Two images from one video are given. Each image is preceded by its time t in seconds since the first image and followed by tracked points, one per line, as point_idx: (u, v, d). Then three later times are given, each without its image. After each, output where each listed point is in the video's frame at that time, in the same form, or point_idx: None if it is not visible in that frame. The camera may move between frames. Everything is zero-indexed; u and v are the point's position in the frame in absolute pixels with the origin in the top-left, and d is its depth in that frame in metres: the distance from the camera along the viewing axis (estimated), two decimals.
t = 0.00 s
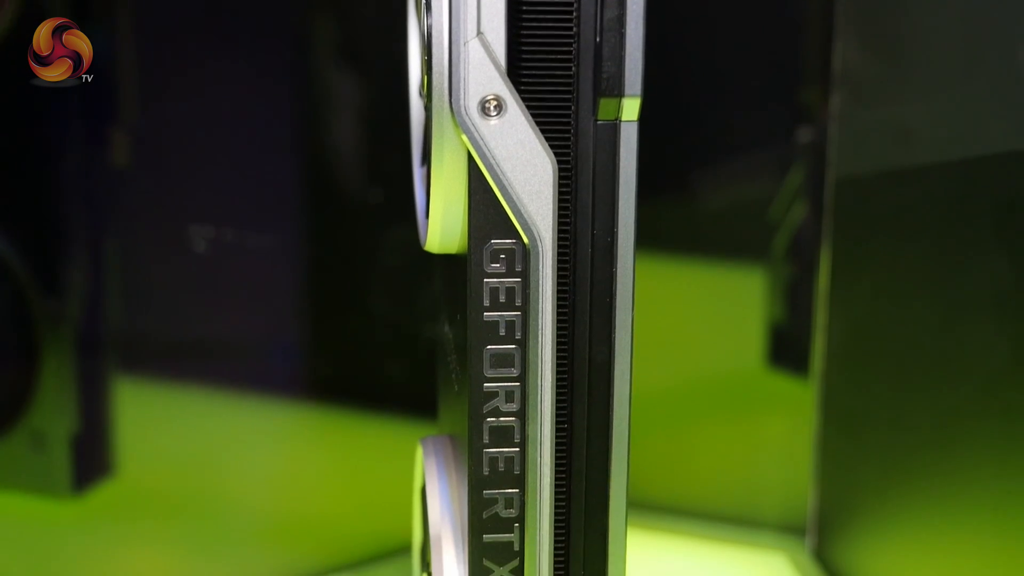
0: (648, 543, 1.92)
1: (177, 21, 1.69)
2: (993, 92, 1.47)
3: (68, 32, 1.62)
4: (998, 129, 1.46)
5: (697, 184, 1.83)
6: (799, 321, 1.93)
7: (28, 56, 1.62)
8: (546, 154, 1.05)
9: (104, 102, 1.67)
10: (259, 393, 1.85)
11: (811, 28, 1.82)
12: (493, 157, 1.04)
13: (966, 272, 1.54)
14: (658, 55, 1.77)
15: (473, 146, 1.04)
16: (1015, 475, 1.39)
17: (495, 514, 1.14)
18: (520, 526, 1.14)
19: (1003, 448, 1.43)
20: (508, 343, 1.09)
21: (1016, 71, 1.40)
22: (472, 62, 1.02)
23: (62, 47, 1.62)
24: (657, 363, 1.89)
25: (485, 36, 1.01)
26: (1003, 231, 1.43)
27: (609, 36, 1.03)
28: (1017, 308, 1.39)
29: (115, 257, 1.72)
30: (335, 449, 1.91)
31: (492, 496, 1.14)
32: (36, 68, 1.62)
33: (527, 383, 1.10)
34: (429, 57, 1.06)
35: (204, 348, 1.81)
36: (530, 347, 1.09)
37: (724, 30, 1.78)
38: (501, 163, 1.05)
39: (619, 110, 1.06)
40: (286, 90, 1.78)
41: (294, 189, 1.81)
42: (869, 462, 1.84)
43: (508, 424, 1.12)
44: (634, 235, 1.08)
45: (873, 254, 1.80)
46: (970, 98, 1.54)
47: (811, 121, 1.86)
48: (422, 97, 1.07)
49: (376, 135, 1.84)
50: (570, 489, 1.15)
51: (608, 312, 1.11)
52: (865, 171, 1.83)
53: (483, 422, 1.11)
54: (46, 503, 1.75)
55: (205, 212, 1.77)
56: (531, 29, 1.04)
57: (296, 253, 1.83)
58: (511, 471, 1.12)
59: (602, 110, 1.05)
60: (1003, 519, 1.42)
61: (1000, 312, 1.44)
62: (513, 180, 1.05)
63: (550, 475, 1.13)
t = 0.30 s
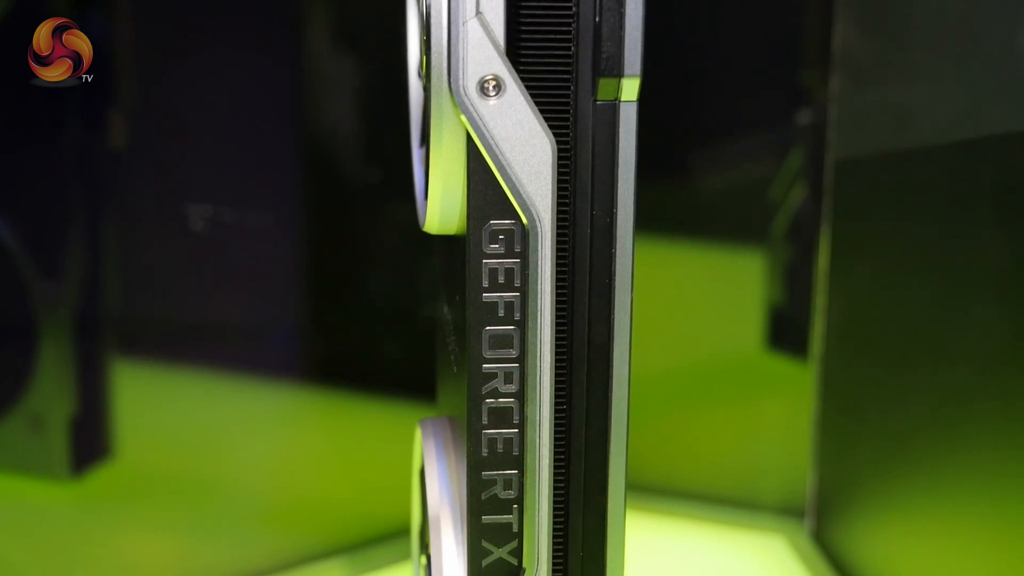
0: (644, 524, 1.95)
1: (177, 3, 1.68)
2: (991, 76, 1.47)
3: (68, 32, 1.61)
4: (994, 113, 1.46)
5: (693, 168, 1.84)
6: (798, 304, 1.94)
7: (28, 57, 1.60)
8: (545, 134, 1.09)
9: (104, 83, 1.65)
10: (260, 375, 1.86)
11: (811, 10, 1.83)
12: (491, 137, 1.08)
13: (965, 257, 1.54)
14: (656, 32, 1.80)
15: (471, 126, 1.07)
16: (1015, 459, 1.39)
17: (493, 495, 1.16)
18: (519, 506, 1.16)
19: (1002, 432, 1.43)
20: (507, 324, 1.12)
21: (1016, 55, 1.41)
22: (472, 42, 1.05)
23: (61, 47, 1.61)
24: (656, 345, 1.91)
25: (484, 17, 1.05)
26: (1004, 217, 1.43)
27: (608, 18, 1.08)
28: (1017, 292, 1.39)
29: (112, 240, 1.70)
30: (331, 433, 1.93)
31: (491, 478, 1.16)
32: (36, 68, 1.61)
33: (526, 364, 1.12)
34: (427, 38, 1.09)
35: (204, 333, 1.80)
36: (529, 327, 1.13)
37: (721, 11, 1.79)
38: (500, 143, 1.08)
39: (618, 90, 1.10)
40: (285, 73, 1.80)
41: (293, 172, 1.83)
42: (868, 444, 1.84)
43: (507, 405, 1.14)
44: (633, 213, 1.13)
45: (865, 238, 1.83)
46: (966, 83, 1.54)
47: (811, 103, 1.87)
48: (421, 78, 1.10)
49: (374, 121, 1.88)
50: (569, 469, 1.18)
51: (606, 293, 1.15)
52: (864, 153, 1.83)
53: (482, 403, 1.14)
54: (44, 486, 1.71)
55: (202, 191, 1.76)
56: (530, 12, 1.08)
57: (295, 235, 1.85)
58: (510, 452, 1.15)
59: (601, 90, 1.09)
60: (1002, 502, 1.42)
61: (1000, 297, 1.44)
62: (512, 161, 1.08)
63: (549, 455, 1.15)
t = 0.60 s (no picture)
0: (644, 506, 1.99)
1: None
2: (988, 60, 1.47)
3: (68, 32, 1.58)
4: (992, 97, 1.45)
5: (691, 150, 1.89)
6: (797, 288, 1.98)
7: (28, 56, 1.55)
8: (544, 115, 1.09)
9: (103, 76, 1.62)
10: (261, 359, 1.87)
11: None
12: (490, 118, 1.07)
13: (965, 241, 1.52)
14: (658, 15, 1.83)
15: (470, 107, 1.07)
16: (1013, 441, 1.37)
17: (491, 477, 1.16)
18: (517, 488, 1.17)
19: (1001, 413, 1.41)
20: (505, 306, 1.12)
21: (1012, 37, 1.39)
22: (470, 23, 1.05)
23: (62, 47, 1.57)
24: (656, 329, 1.97)
25: None
26: (1004, 202, 1.41)
27: None
28: (1017, 277, 1.37)
29: (112, 224, 1.67)
30: (331, 416, 1.96)
31: (490, 460, 1.15)
32: (36, 68, 1.56)
33: (524, 345, 1.12)
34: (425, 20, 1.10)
35: (206, 319, 1.80)
36: (527, 309, 1.12)
37: None
38: (498, 124, 1.08)
39: (618, 71, 1.10)
40: (285, 56, 1.81)
41: (294, 155, 1.84)
42: (869, 426, 1.84)
43: (506, 387, 1.14)
44: (632, 194, 1.13)
45: (858, 223, 1.86)
46: (963, 67, 1.54)
47: (810, 86, 1.90)
48: (419, 60, 1.10)
49: (371, 101, 1.90)
50: (568, 451, 1.19)
51: (605, 275, 1.15)
52: (863, 135, 1.84)
53: (480, 385, 1.13)
54: (44, 471, 1.67)
55: (199, 171, 1.74)
56: None
57: (294, 219, 1.86)
58: (509, 434, 1.15)
59: (600, 70, 1.09)
60: (1001, 484, 1.41)
61: (1000, 282, 1.42)
62: (510, 141, 1.08)
63: (547, 437, 1.15)
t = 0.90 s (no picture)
0: (642, 486, 2.08)
1: None
2: (987, 43, 1.46)
3: (68, 33, 1.57)
4: (992, 79, 1.44)
5: (690, 134, 1.93)
6: (796, 273, 2.01)
7: (28, 56, 1.53)
8: (543, 97, 1.09)
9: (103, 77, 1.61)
10: (261, 344, 1.87)
11: None
12: (489, 100, 1.07)
13: (964, 223, 1.52)
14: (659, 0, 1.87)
15: (469, 89, 1.07)
16: (1014, 426, 1.36)
17: (490, 460, 1.16)
18: (515, 471, 1.17)
19: (1002, 397, 1.40)
20: (504, 289, 1.12)
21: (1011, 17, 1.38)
22: (469, 5, 1.05)
23: (62, 47, 1.56)
24: (653, 315, 2.03)
25: None
26: (1003, 183, 1.40)
27: None
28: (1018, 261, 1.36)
29: (111, 208, 1.66)
30: (327, 398, 1.97)
31: (488, 443, 1.15)
32: (35, 68, 1.54)
33: (523, 328, 1.12)
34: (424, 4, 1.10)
35: (206, 303, 1.79)
36: (525, 291, 1.12)
37: None
38: (497, 106, 1.07)
39: (617, 52, 1.09)
40: (284, 40, 1.80)
41: (293, 140, 1.85)
42: (869, 410, 1.84)
43: (504, 369, 1.14)
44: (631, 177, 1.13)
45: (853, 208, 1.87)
46: (962, 50, 1.53)
47: (809, 69, 1.92)
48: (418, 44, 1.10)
49: (367, 84, 1.91)
50: (566, 435, 1.18)
51: (604, 258, 1.15)
52: (860, 118, 1.85)
53: (479, 368, 1.13)
54: (42, 454, 1.66)
55: (197, 152, 1.73)
56: None
57: (292, 204, 1.86)
58: (507, 417, 1.15)
59: (599, 52, 1.09)
60: (1001, 469, 1.40)
61: (1002, 266, 1.41)
62: (509, 123, 1.08)
63: (545, 421, 1.15)
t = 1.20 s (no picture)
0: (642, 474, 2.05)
1: None
2: (986, 25, 1.45)
3: (68, 32, 1.56)
4: (991, 61, 1.43)
5: (689, 118, 1.95)
6: (795, 257, 2.02)
7: (28, 56, 1.53)
8: (541, 80, 1.09)
9: (103, 77, 1.61)
10: (259, 329, 1.87)
11: None
12: (488, 83, 1.07)
13: (962, 206, 1.51)
14: None
15: (468, 72, 1.07)
16: (1012, 408, 1.35)
17: (488, 444, 1.16)
18: (514, 454, 1.17)
19: (1001, 380, 1.39)
20: (502, 272, 1.11)
21: None
22: None
23: (61, 47, 1.55)
24: (651, 300, 2.04)
25: None
26: (1002, 166, 1.39)
27: None
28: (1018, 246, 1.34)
29: (108, 192, 1.65)
30: (326, 382, 1.98)
31: (487, 426, 1.15)
32: (35, 68, 1.54)
33: (521, 311, 1.12)
34: None
35: (203, 287, 1.79)
36: (524, 275, 1.12)
37: None
38: (496, 89, 1.07)
39: (616, 35, 1.09)
40: (283, 24, 1.80)
41: (291, 124, 1.84)
42: (870, 393, 1.84)
43: (502, 353, 1.14)
44: (629, 160, 1.13)
45: (854, 191, 1.87)
46: (961, 32, 1.53)
47: (808, 53, 1.93)
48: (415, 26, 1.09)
49: (367, 67, 1.91)
50: (565, 419, 1.18)
51: (603, 241, 1.14)
52: (857, 102, 1.86)
53: (477, 351, 1.13)
54: (39, 438, 1.65)
55: (194, 132, 1.72)
56: None
57: (290, 189, 1.86)
58: (506, 400, 1.15)
59: (597, 34, 1.08)
60: (999, 452, 1.39)
61: (999, 250, 1.40)
62: (507, 106, 1.08)
63: (544, 404, 1.15)
